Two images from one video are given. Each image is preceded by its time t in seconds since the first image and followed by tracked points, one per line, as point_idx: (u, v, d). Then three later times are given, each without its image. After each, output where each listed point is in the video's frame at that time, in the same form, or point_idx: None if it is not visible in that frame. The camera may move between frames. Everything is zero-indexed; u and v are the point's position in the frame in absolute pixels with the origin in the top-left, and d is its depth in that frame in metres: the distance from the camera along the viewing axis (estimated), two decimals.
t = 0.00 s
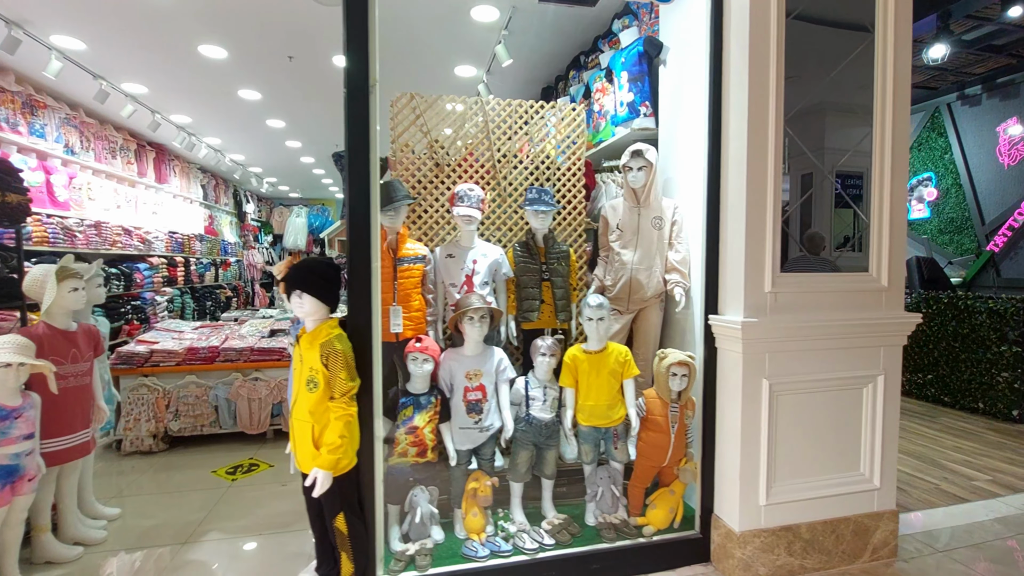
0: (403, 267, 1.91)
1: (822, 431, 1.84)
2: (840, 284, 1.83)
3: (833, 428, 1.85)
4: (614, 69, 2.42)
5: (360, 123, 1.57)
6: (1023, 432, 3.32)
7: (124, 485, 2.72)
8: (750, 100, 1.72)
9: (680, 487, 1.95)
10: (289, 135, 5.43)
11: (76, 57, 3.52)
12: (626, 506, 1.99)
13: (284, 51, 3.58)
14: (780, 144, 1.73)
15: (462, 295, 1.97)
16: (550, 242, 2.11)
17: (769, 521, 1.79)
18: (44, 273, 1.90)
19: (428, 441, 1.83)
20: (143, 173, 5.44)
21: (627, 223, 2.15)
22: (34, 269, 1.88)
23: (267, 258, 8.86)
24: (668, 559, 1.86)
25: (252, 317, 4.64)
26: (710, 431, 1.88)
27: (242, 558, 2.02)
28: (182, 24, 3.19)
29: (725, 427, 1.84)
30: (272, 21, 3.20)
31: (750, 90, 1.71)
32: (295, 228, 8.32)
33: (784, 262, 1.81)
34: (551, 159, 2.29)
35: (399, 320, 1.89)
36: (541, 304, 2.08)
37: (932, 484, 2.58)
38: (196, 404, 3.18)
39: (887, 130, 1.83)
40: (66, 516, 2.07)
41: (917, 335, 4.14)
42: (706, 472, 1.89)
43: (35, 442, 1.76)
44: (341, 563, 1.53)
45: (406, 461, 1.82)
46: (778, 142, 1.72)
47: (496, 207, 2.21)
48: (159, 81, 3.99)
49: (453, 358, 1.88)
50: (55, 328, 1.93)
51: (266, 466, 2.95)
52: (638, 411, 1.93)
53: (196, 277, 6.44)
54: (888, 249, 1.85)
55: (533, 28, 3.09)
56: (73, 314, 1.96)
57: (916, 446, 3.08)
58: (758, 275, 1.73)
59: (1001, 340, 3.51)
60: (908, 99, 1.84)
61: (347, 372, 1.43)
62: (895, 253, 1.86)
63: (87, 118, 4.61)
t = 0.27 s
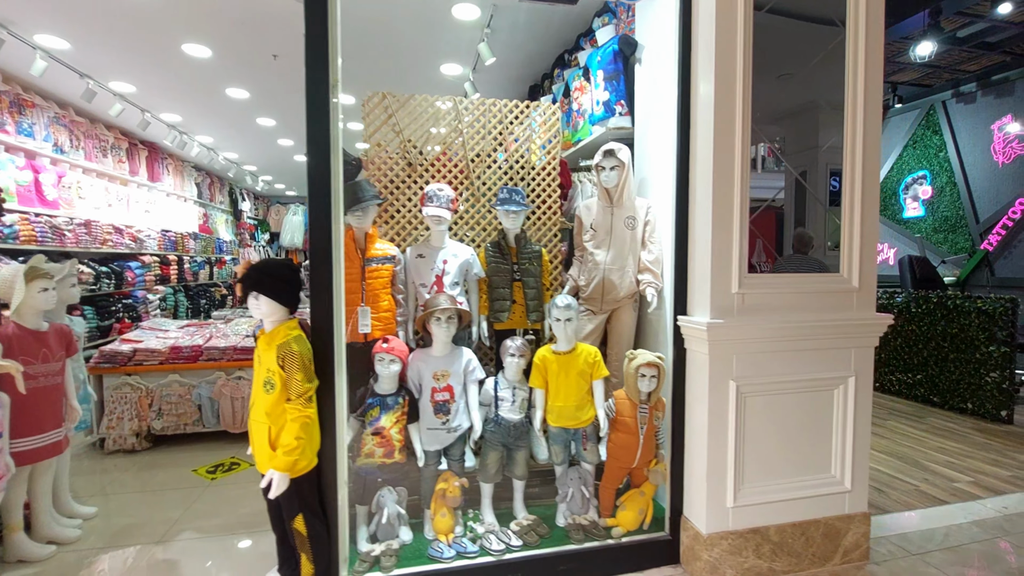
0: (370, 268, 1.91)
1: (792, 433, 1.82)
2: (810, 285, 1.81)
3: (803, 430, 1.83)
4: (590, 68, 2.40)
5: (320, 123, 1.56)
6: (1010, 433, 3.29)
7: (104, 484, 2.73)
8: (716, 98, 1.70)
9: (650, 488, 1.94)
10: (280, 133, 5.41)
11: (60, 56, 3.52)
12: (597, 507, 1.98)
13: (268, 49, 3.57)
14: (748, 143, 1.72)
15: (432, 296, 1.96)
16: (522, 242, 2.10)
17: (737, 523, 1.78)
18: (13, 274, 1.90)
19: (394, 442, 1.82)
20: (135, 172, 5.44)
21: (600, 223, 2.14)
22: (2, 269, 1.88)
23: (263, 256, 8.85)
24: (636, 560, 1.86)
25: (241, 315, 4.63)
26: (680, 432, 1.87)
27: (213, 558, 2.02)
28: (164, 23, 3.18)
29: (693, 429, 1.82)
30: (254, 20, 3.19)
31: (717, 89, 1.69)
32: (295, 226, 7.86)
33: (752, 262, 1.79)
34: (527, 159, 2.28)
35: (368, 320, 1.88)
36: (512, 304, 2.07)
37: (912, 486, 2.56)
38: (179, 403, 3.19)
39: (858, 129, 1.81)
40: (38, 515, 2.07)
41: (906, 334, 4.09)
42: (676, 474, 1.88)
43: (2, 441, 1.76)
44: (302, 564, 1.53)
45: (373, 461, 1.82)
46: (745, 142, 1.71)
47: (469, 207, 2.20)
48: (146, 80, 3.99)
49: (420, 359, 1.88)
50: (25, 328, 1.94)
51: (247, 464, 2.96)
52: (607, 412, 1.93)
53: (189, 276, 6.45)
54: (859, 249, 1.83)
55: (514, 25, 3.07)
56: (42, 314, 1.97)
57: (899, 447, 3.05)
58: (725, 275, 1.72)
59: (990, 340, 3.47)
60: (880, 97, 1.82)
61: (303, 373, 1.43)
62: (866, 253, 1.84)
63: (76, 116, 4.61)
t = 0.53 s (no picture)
0: (341, 265, 1.89)
1: (767, 432, 1.79)
2: (785, 281, 1.78)
3: (778, 429, 1.80)
4: (569, 62, 2.37)
5: (283, 118, 1.55)
6: (1001, 433, 3.25)
7: (85, 481, 2.72)
8: (688, 92, 1.66)
9: (624, 488, 1.91)
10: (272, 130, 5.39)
11: (44, 53, 3.51)
12: (571, 506, 1.96)
13: (253, 45, 3.55)
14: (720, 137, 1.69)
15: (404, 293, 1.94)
16: (497, 238, 2.07)
17: (710, 524, 1.75)
18: None
19: (364, 440, 1.81)
20: (127, 169, 5.44)
21: (577, 219, 2.11)
22: None
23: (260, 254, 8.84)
24: (608, 560, 1.83)
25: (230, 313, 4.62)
26: (654, 431, 1.85)
27: (185, 556, 2.01)
28: (147, 19, 3.16)
29: (666, 428, 1.80)
30: (237, 16, 3.17)
31: (688, 82, 1.66)
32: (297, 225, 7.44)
33: (726, 258, 1.76)
34: (505, 154, 2.25)
35: (338, 318, 1.86)
36: (486, 301, 2.05)
37: (897, 486, 2.52)
38: (163, 400, 3.18)
39: (834, 123, 1.78)
40: (11, 513, 2.07)
41: (898, 332, 4.01)
42: (650, 473, 1.86)
43: None
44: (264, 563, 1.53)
45: (342, 460, 1.81)
46: (717, 135, 1.68)
47: (444, 202, 2.17)
48: (133, 77, 3.97)
49: (391, 356, 1.86)
50: None
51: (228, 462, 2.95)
52: (580, 411, 1.91)
53: (183, 274, 6.44)
54: (836, 245, 1.79)
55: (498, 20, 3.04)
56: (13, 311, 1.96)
57: (887, 446, 3.01)
58: (698, 272, 1.69)
59: (983, 338, 3.41)
60: (857, 90, 1.78)
61: (260, 370, 1.42)
62: (843, 248, 1.80)
63: (66, 114, 4.61)
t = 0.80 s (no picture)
0: (304, 261, 1.84)
1: (742, 434, 1.73)
2: (759, 278, 1.71)
3: (752, 431, 1.74)
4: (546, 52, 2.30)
5: (235, 111, 1.51)
6: (996, 433, 3.17)
7: (64, 478, 2.71)
8: (658, 81, 1.60)
9: (596, 490, 1.86)
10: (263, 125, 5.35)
11: (26, 48, 3.48)
12: (542, 509, 1.91)
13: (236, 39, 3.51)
14: (691, 128, 1.63)
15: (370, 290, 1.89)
16: (468, 234, 2.02)
17: (680, 528, 1.70)
18: None
19: (327, 440, 1.78)
20: (118, 165, 5.43)
21: (551, 214, 2.05)
22: None
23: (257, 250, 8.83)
24: (577, 565, 1.79)
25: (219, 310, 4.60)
26: (624, 433, 1.79)
27: (152, 558, 1.99)
28: (126, 13, 3.12)
29: (637, 429, 1.75)
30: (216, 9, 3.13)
31: (657, 71, 1.60)
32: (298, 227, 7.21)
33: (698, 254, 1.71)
34: (480, 147, 2.19)
35: (301, 315, 1.83)
36: (456, 298, 2.00)
37: (885, 488, 2.44)
38: (144, 398, 3.16)
39: (812, 113, 1.71)
40: None
41: (895, 329, 3.92)
42: (621, 476, 1.81)
43: None
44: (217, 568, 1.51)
45: (305, 461, 1.78)
46: (688, 127, 1.61)
47: (416, 197, 2.11)
48: (118, 72, 3.94)
49: (356, 355, 1.81)
50: None
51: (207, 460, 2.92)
52: (549, 411, 1.86)
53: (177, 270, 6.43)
54: (813, 240, 1.72)
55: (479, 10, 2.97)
56: None
57: (877, 447, 2.94)
58: (667, 268, 1.63)
59: (979, 336, 3.32)
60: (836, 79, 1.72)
61: (206, 368, 1.39)
62: (820, 244, 1.74)
63: (55, 110, 4.59)
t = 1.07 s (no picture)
0: (260, 260, 1.79)
1: (710, 440, 1.68)
2: (728, 278, 1.65)
3: (721, 436, 1.69)
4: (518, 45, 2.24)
5: (177, 106, 1.45)
6: (984, 433, 3.11)
7: (33, 479, 2.67)
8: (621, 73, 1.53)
9: (562, 496, 1.81)
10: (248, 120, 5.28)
11: None
12: (509, 514, 1.86)
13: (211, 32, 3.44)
14: (656, 123, 1.56)
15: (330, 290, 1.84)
16: (433, 232, 1.97)
17: (646, 536, 1.65)
18: None
19: (283, 444, 1.74)
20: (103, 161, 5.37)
21: (519, 211, 2.00)
22: None
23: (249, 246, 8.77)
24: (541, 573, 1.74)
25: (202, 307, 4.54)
26: (590, 438, 1.74)
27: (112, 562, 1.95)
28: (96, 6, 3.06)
29: (602, 434, 1.69)
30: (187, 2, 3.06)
31: (620, 63, 1.53)
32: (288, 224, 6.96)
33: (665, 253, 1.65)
34: (448, 142, 2.13)
35: (259, 317, 1.78)
36: (420, 298, 1.95)
37: (865, 490, 2.39)
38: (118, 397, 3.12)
39: (784, 107, 1.64)
40: None
41: (884, 327, 3.86)
42: (588, 482, 1.75)
43: None
44: None
45: (262, 467, 1.73)
46: (652, 121, 1.55)
47: (381, 193, 2.05)
48: (95, 67, 3.88)
49: (315, 357, 1.76)
50: None
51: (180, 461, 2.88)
52: (514, 416, 1.81)
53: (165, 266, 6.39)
54: (784, 240, 1.66)
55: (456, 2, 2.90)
56: None
57: (861, 447, 2.89)
58: (631, 269, 1.58)
59: (969, 334, 3.26)
60: (809, 72, 1.65)
61: (145, 377, 1.34)
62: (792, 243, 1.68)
63: (35, 105, 4.53)
